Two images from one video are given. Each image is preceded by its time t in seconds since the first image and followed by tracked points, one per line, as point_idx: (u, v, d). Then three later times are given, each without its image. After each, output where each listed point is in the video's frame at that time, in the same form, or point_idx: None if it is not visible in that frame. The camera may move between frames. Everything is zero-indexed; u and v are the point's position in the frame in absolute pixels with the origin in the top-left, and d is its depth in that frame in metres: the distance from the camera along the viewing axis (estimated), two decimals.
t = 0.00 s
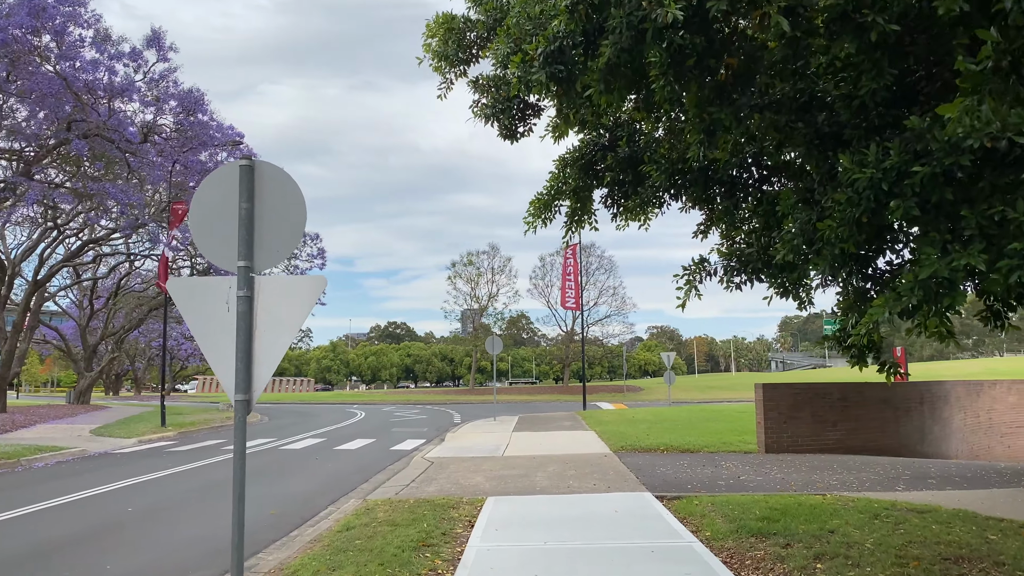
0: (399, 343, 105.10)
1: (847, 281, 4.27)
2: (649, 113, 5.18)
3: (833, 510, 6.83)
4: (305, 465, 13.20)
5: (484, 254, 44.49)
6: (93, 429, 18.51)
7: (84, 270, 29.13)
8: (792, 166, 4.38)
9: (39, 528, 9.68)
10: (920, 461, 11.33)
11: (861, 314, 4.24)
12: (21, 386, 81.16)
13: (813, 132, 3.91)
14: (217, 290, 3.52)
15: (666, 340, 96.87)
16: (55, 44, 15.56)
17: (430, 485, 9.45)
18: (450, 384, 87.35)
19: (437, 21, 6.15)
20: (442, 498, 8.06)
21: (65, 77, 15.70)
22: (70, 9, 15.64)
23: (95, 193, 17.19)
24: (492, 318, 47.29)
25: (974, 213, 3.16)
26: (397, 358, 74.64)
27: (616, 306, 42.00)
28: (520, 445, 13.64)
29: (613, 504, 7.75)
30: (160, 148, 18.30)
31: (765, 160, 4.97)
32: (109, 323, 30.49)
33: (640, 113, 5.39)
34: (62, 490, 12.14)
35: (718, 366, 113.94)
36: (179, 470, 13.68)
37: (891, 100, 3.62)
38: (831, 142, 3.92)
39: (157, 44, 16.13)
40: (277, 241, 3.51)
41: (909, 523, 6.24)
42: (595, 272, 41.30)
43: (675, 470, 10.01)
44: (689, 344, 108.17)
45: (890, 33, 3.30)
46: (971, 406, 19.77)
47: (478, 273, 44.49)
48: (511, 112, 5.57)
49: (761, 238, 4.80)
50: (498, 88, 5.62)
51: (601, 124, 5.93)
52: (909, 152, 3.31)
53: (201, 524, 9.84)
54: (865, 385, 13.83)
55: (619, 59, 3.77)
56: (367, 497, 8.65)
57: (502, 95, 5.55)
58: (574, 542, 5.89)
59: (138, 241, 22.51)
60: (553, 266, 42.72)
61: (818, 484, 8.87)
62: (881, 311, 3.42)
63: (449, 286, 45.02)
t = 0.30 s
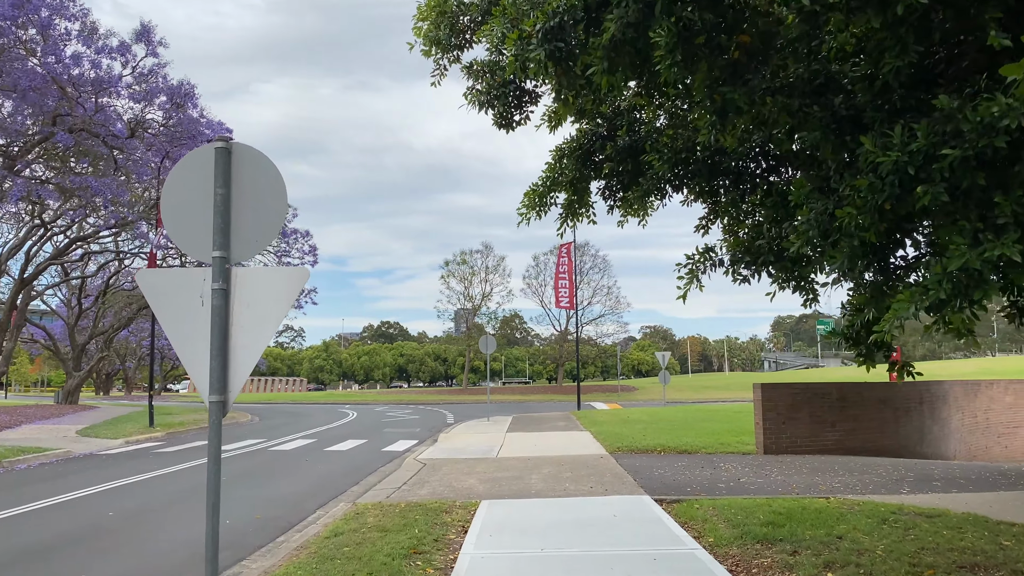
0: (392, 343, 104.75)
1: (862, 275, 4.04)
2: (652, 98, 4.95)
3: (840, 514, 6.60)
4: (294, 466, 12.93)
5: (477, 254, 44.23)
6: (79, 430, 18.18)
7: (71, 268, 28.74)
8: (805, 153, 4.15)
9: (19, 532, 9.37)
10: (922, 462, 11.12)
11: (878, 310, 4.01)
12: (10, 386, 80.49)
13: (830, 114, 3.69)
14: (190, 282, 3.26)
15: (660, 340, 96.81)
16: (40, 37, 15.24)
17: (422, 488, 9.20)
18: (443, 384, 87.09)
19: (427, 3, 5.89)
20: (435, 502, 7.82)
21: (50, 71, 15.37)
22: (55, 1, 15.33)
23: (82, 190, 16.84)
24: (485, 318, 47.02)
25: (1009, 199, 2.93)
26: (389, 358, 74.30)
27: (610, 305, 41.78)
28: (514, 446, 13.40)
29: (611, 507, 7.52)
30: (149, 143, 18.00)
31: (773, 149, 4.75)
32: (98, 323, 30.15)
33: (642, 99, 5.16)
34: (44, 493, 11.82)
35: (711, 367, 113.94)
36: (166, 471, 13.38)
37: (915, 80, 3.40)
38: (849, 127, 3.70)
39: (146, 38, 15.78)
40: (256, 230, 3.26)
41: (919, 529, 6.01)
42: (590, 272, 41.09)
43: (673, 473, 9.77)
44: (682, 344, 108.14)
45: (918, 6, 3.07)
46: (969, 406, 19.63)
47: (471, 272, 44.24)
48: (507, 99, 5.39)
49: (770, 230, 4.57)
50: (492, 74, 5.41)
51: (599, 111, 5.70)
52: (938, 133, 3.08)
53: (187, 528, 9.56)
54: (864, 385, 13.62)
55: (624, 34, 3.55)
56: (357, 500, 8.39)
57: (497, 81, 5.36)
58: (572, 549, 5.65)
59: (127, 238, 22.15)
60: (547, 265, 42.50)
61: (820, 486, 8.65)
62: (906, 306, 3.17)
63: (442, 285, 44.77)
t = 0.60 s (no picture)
0: (386, 343, 104.35)
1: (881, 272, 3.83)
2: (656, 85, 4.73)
3: (847, 520, 6.38)
4: (284, 469, 12.66)
5: (472, 253, 43.97)
6: (67, 431, 17.87)
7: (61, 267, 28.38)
8: (819, 142, 3.93)
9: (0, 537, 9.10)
10: (925, 465, 10.91)
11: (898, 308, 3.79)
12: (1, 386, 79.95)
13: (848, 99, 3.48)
14: (164, 277, 3.02)
15: (655, 340, 96.66)
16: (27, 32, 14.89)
17: (415, 492, 8.96)
18: (437, 384, 86.79)
19: None
20: (429, 507, 7.58)
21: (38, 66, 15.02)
22: None
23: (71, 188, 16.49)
24: (480, 318, 46.77)
25: None
26: (383, 357, 73.99)
27: (605, 305, 41.56)
28: (510, 447, 13.15)
29: (611, 512, 7.28)
30: (138, 140, 17.67)
31: (784, 138, 4.53)
32: (88, 322, 29.80)
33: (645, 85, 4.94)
34: (28, 496, 11.53)
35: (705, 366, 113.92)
36: (155, 474, 13.09)
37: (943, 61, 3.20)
38: (870, 112, 3.49)
39: (136, 33, 15.44)
40: (235, 221, 3.02)
41: (931, 536, 5.78)
42: (585, 271, 40.85)
43: (673, 476, 9.54)
44: (676, 344, 108.07)
45: None
46: (967, 406, 19.45)
47: (466, 272, 43.99)
48: (504, 88, 5.16)
49: (781, 224, 4.35)
50: (489, 60, 5.18)
51: (599, 100, 5.48)
52: (973, 117, 2.85)
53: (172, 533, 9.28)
54: (865, 385, 13.42)
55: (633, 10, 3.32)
56: (348, 505, 8.13)
57: (493, 68, 5.12)
58: (571, 558, 5.41)
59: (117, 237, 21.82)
60: (541, 264, 42.25)
61: (824, 490, 8.42)
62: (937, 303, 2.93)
63: (436, 285, 44.48)
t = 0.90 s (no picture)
0: (380, 343, 103.99)
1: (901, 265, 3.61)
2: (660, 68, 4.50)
3: (855, 527, 6.16)
4: (274, 471, 12.39)
5: (466, 252, 43.71)
6: (54, 432, 17.57)
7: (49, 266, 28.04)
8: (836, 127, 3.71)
9: None
10: (929, 467, 10.70)
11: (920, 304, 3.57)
12: None
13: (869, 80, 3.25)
14: (130, 269, 2.76)
15: (650, 341, 96.52)
16: (12, 25, 14.60)
17: (407, 496, 8.70)
18: (431, 384, 86.49)
19: None
20: (422, 512, 7.33)
21: (23, 60, 14.72)
22: None
23: (58, 184, 16.18)
24: (474, 317, 46.50)
25: None
26: (377, 357, 73.71)
27: (600, 305, 41.33)
28: (505, 449, 12.92)
29: (610, 518, 7.05)
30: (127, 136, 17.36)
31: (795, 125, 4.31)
32: (78, 322, 29.44)
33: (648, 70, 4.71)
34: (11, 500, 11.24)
35: (699, 367, 113.87)
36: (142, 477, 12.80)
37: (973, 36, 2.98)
38: (892, 93, 3.27)
39: (124, 27, 15.17)
40: (207, 208, 2.77)
41: (944, 544, 5.56)
42: (580, 271, 40.64)
43: (672, 479, 9.32)
44: (671, 344, 107.95)
45: None
46: (966, 407, 19.28)
47: (461, 271, 43.72)
48: (499, 74, 4.94)
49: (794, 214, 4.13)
50: (483, 44, 4.97)
51: (598, 86, 5.25)
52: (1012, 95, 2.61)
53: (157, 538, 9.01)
54: (865, 386, 13.20)
55: None
56: (338, 510, 7.88)
57: (488, 52, 4.90)
58: (570, 568, 5.17)
59: (107, 235, 21.49)
60: (537, 264, 41.98)
61: (828, 494, 8.21)
62: (973, 300, 2.69)
63: (431, 284, 44.18)
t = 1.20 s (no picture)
0: (374, 343, 103.59)
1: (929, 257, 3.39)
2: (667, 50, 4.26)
3: (865, 533, 5.94)
4: (264, 473, 12.13)
5: (461, 252, 43.42)
6: (40, 434, 17.26)
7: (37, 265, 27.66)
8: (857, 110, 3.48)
9: None
10: (932, 469, 10.51)
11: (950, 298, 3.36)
12: None
13: (900, 57, 3.02)
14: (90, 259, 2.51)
15: (644, 341, 96.48)
16: None
17: (400, 500, 8.45)
18: (425, 384, 86.16)
19: None
20: (415, 517, 7.09)
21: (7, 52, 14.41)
22: None
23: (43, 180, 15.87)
24: (468, 317, 46.23)
25: None
26: (370, 357, 73.37)
27: (595, 305, 41.09)
28: (500, 451, 12.67)
29: (609, 523, 6.82)
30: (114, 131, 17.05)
31: (809, 110, 4.09)
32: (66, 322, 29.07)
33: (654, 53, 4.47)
34: None
35: (693, 367, 113.79)
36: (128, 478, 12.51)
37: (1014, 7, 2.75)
38: (922, 71, 3.04)
39: (111, 19, 14.88)
40: (178, 192, 2.54)
41: (958, 551, 5.35)
42: (575, 270, 40.39)
43: (672, 481, 9.09)
44: (665, 345, 107.79)
45: None
46: (965, 407, 19.10)
47: (455, 271, 43.44)
48: (496, 54, 4.73)
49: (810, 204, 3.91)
50: (480, 24, 4.77)
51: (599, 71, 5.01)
52: None
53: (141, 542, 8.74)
54: (866, 386, 13.01)
55: None
56: (328, 515, 7.63)
57: (485, 32, 4.71)
58: None
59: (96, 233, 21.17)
60: (531, 263, 41.74)
61: (832, 498, 7.98)
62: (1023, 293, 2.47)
63: (425, 284, 43.89)
